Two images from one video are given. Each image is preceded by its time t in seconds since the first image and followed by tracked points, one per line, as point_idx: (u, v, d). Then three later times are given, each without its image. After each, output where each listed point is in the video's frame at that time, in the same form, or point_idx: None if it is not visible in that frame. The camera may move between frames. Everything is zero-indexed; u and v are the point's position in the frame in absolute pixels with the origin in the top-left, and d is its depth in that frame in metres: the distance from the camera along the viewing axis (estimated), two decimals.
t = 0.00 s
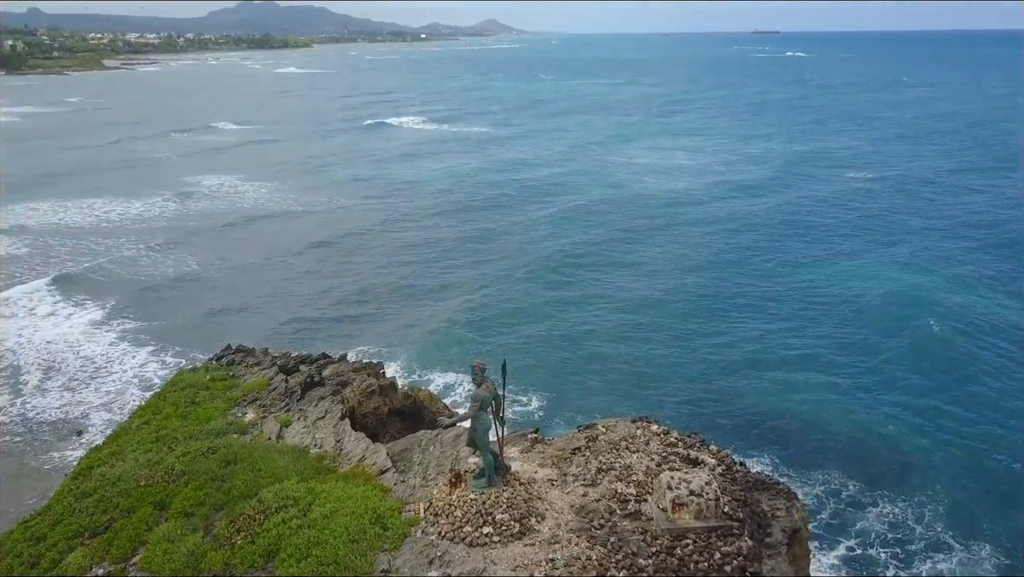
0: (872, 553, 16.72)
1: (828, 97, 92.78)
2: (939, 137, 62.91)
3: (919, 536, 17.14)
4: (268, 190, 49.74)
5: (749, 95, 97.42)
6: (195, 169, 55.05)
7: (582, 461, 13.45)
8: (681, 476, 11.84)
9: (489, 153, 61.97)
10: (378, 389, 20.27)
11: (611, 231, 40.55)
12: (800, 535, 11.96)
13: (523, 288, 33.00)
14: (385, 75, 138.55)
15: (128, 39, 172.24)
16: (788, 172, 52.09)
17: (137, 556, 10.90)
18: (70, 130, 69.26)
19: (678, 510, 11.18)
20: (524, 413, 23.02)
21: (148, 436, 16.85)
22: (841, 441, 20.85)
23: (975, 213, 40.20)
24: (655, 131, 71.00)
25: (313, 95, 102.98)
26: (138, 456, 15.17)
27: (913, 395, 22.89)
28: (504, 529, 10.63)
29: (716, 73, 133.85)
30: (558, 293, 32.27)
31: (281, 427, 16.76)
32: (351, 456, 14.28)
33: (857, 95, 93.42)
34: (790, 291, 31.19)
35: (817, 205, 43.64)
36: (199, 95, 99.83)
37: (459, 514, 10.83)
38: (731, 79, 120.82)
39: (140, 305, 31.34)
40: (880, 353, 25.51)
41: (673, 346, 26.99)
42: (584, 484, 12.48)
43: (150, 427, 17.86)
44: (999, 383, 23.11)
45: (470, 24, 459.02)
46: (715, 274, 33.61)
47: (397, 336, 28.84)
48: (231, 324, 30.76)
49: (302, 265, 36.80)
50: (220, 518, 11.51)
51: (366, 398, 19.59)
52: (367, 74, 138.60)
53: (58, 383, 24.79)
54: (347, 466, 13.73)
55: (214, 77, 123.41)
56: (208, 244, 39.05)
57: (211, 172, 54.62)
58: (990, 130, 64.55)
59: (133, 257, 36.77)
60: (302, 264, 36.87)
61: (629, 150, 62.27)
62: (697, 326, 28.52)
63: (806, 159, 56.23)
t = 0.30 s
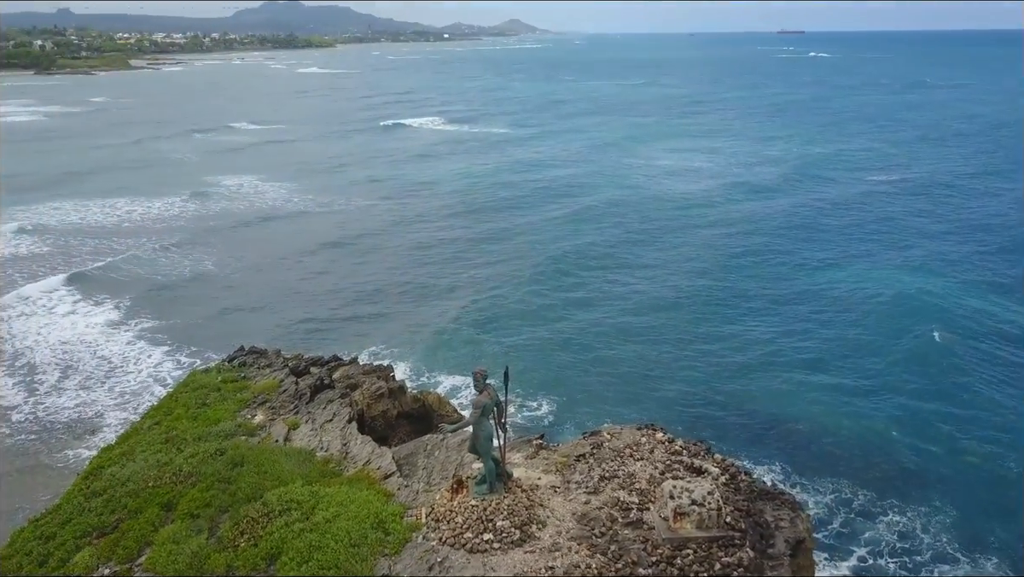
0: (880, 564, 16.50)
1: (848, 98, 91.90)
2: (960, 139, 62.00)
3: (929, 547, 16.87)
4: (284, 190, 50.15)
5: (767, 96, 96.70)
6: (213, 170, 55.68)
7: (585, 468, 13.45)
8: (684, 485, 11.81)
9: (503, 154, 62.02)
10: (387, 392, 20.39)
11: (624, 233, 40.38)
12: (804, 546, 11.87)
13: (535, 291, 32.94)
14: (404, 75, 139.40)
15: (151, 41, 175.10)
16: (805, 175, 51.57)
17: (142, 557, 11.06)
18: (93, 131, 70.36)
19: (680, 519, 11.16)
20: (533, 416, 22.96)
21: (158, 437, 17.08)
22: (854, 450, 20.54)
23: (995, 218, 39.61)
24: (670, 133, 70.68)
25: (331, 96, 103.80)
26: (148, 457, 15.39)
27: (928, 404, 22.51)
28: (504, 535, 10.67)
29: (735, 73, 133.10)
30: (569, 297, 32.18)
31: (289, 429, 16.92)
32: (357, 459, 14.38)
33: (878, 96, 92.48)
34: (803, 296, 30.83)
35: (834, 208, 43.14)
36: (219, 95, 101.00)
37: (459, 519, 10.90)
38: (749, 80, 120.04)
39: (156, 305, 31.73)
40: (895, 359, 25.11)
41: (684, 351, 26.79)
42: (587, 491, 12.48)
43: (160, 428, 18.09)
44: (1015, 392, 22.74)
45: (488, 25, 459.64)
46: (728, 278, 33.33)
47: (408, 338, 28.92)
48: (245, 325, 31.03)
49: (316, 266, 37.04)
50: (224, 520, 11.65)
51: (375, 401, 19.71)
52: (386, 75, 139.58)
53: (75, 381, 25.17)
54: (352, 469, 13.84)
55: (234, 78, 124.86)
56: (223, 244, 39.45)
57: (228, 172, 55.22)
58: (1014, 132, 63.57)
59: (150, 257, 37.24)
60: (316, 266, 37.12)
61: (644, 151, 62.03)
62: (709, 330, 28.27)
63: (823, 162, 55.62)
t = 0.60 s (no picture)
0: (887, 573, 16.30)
1: (868, 99, 91.03)
2: (982, 141, 61.05)
3: (937, 557, 16.64)
4: (300, 191, 50.53)
5: (785, 97, 95.90)
6: (231, 169, 56.28)
7: (588, 475, 13.45)
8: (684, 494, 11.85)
9: (518, 155, 62.03)
10: (396, 395, 20.51)
11: (638, 235, 40.19)
12: (808, 557, 11.77)
13: (546, 294, 32.86)
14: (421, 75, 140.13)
15: (175, 43, 177.81)
16: (822, 177, 51.02)
17: (147, 558, 11.23)
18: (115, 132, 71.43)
19: (680, 529, 11.14)
20: (542, 421, 22.94)
21: (168, 438, 17.30)
22: (865, 458, 20.25)
23: (1014, 222, 39.07)
24: (686, 134, 70.30)
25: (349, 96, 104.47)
26: (157, 458, 15.62)
27: (943, 413, 22.14)
28: (504, 543, 10.72)
29: (754, 74, 132.25)
30: (580, 301, 32.11)
31: (296, 432, 17.08)
32: (362, 464, 14.49)
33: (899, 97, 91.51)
34: (817, 301, 30.49)
35: (850, 211, 42.64)
36: (239, 95, 102.05)
37: (459, 526, 10.98)
38: (769, 81, 119.16)
39: (171, 305, 32.10)
40: (910, 367, 24.74)
41: (695, 356, 26.59)
42: (589, 499, 12.48)
43: (170, 430, 18.32)
44: None
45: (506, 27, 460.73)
46: (741, 282, 33.04)
47: (420, 341, 29.01)
48: (259, 326, 31.31)
49: (329, 268, 37.27)
50: (229, 523, 11.79)
51: (383, 405, 19.83)
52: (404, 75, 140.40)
53: (90, 381, 25.53)
54: (356, 473, 13.95)
55: (255, 79, 126.17)
56: (239, 245, 39.84)
57: (246, 172, 55.76)
58: None
59: (167, 257, 37.69)
60: (330, 267, 37.34)
61: (660, 153, 61.75)
62: (720, 335, 28.05)
63: (841, 164, 55.01)
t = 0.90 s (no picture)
0: None
1: (887, 100, 90.16)
2: (1001, 144, 60.27)
3: (942, 567, 16.40)
4: (314, 191, 50.83)
5: (803, 98, 95.03)
6: (248, 169, 56.76)
7: (589, 483, 13.46)
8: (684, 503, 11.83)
9: (531, 156, 62.11)
10: (402, 398, 20.62)
11: (650, 238, 40.00)
12: (809, 567, 11.70)
13: (556, 297, 32.78)
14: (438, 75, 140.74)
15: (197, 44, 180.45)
16: (838, 180, 50.50)
17: (150, 560, 11.40)
18: (135, 131, 72.38)
19: (679, 538, 11.13)
20: (551, 424, 22.84)
21: (176, 440, 17.51)
22: (874, 466, 19.98)
23: None
24: (701, 135, 70.04)
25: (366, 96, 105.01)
26: (163, 459, 15.80)
27: (956, 421, 21.79)
28: (502, 550, 10.76)
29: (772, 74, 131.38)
30: (589, 303, 32.06)
31: (301, 435, 17.22)
32: (365, 467, 14.56)
33: (918, 99, 90.57)
34: (830, 306, 30.12)
35: (866, 215, 42.17)
36: (257, 96, 102.99)
37: (458, 532, 11.04)
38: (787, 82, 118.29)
39: (184, 305, 32.38)
40: (923, 374, 24.36)
41: (704, 361, 26.35)
42: (589, 506, 12.49)
43: (178, 431, 18.53)
44: None
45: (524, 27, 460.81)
46: (752, 285, 32.85)
47: (428, 343, 29.03)
48: (270, 327, 31.47)
49: (341, 269, 37.43)
50: (231, 525, 11.93)
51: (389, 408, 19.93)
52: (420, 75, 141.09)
53: (103, 381, 25.84)
54: (359, 477, 14.05)
55: (274, 79, 127.35)
56: (252, 245, 40.12)
57: (262, 171, 56.23)
58: None
59: (182, 257, 38.06)
60: (341, 268, 37.46)
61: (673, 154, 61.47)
62: (731, 340, 27.77)
63: (857, 166, 54.46)
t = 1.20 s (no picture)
0: None
1: (906, 101, 89.22)
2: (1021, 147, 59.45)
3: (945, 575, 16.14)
4: (327, 192, 51.03)
5: (821, 99, 94.12)
6: (263, 169, 57.15)
7: (590, 490, 13.48)
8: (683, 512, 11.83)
9: (544, 157, 62.09)
10: (408, 402, 20.73)
11: (661, 240, 39.75)
12: None
13: (565, 300, 32.64)
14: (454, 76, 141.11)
15: (217, 44, 182.74)
16: (853, 183, 49.95)
17: (153, 561, 11.58)
18: (153, 131, 73.19)
19: (678, 547, 11.12)
20: (559, 428, 22.68)
21: (182, 441, 17.71)
22: (882, 474, 19.72)
23: None
24: (715, 137, 69.70)
25: (381, 97, 105.39)
26: (170, 460, 15.99)
27: (967, 429, 21.44)
28: (500, 557, 10.84)
29: (791, 74, 130.28)
30: (598, 305, 31.99)
31: (306, 438, 17.34)
32: (367, 471, 14.65)
33: (938, 100, 89.53)
34: (842, 310, 29.75)
35: (881, 218, 41.67)
36: (274, 96, 103.77)
37: (456, 538, 11.12)
38: (806, 82, 117.26)
39: (195, 305, 32.63)
40: (935, 382, 23.99)
41: (713, 367, 26.12)
42: (589, 514, 12.50)
43: (186, 433, 18.74)
44: None
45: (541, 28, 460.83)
46: (762, 288, 32.64)
47: (436, 346, 28.96)
48: (280, 328, 31.58)
49: (352, 270, 37.53)
50: (233, 528, 12.08)
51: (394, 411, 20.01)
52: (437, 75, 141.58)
53: (115, 380, 26.14)
54: (361, 481, 14.15)
55: (291, 79, 128.35)
56: (265, 246, 40.37)
57: (277, 171, 56.60)
58: None
59: (195, 256, 38.39)
60: (352, 270, 37.51)
61: (687, 155, 61.15)
62: (741, 345, 27.51)
63: (873, 168, 53.85)
